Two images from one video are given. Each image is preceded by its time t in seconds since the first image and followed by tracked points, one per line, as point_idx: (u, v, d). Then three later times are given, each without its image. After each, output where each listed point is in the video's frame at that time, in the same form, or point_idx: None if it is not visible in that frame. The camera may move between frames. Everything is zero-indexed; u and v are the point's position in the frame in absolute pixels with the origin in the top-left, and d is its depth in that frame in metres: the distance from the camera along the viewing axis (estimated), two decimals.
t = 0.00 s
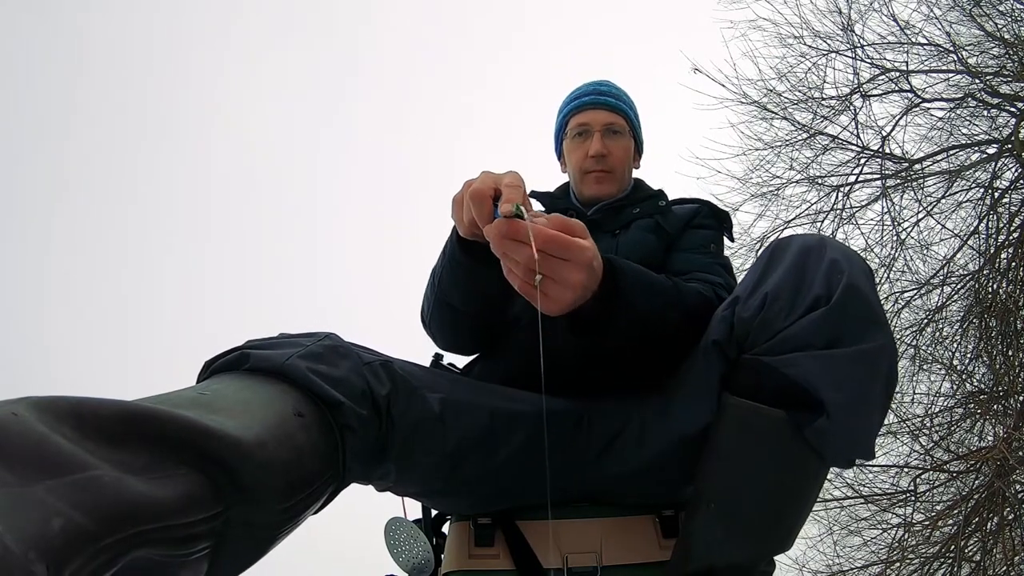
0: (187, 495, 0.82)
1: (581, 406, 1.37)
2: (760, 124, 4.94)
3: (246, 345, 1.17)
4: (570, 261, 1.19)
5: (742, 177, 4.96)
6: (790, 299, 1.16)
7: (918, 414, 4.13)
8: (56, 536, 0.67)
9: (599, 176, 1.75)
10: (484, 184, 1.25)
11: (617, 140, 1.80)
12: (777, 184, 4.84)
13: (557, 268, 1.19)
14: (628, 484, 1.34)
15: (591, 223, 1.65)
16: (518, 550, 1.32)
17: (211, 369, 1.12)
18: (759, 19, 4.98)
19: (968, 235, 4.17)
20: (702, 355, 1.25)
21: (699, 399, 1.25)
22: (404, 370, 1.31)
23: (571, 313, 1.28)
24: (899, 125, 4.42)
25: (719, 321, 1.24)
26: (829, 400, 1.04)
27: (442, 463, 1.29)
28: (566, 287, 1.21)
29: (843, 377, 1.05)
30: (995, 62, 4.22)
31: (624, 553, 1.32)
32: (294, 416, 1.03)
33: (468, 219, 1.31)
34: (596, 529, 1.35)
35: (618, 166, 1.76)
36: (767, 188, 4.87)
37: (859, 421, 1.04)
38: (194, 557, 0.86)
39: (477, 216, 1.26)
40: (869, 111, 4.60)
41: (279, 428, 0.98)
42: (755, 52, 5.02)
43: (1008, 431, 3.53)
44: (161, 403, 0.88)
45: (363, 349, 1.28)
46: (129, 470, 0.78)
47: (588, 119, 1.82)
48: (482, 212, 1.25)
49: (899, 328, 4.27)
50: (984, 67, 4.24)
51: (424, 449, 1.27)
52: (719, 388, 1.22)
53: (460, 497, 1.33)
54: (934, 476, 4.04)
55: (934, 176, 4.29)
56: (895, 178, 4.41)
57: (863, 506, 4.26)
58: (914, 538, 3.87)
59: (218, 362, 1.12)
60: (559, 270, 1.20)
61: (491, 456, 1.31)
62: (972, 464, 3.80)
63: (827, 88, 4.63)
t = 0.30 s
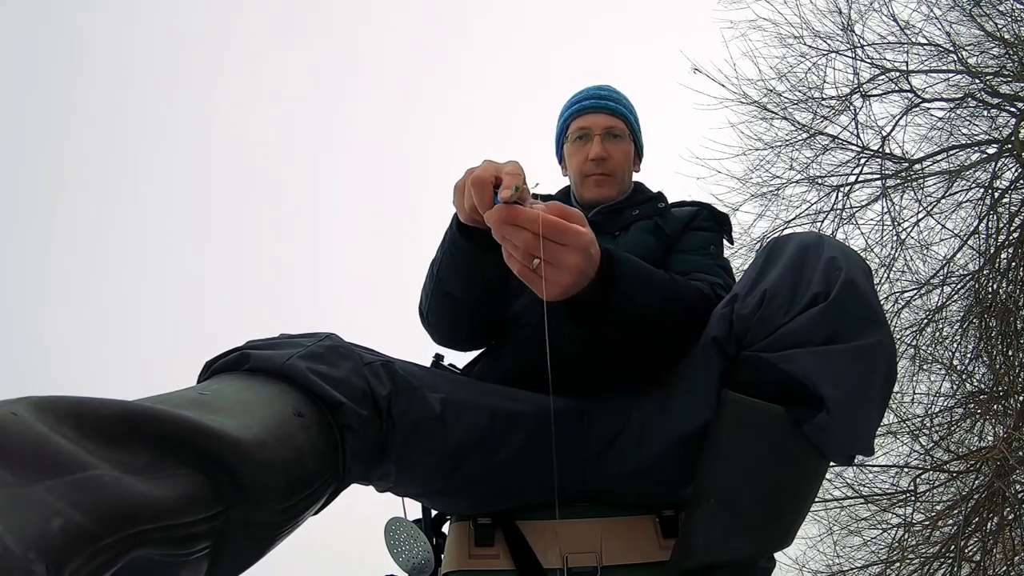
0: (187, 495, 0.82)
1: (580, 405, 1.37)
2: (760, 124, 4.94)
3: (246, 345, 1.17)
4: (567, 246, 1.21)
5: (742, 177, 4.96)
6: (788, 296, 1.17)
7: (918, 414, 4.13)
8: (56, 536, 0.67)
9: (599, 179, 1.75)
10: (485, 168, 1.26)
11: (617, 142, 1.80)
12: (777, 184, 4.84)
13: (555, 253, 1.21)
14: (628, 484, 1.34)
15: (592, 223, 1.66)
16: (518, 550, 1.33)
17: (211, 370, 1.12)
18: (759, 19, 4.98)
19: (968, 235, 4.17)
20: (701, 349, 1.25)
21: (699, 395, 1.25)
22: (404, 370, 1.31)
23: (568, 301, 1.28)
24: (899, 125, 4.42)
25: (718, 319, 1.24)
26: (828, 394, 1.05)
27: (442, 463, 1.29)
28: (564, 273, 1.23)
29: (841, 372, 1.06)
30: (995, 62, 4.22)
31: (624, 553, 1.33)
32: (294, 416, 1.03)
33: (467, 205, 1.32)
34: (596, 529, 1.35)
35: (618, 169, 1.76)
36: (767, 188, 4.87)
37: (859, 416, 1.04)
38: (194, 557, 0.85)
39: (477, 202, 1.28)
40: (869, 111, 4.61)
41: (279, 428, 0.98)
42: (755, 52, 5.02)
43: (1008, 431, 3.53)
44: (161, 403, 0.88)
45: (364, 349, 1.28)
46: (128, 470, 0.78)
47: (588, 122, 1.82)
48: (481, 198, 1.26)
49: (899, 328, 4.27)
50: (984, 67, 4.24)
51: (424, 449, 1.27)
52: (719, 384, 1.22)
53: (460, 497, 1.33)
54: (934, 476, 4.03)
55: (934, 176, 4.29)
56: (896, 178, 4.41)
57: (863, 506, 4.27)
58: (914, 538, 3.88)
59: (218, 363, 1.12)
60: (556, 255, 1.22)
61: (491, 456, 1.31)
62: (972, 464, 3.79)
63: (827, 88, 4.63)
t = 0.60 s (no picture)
0: (241, 492, 0.79)
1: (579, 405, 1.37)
2: (760, 124, 4.94)
3: (275, 313, 1.15)
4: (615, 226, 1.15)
5: (742, 177, 4.96)
6: (805, 308, 1.21)
7: (918, 414, 4.13)
8: (114, 553, 0.65)
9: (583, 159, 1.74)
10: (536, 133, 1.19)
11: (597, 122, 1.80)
12: (776, 184, 4.84)
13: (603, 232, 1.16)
14: (627, 485, 1.32)
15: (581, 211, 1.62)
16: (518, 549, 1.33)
17: (240, 334, 1.10)
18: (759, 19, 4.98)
19: (968, 235, 4.17)
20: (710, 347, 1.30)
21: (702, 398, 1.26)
22: (428, 352, 1.31)
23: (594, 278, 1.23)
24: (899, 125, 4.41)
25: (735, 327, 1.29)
26: (843, 399, 1.08)
27: (446, 455, 1.28)
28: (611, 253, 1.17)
29: (855, 378, 1.09)
30: (995, 62, 4.22)
31: (625, 553, 1.33)
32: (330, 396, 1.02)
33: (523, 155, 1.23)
34: (597, 529, 1.34)
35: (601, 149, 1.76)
36: (767, 188, 4.87)
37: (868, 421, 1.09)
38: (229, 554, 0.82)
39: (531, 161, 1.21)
40: (869, 111, 4.60)
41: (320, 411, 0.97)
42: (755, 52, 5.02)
43: (1007, 431, 3.53)
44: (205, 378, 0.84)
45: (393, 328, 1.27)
46: (181, 467, 0.73)
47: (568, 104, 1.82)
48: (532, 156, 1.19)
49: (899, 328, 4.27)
50: (984, 67, 4.24)
51: (436, 440, 1.26)
52: (728, 387, 1.27)
53: (462, 489, 1.33)
54: (934, 476, 4.03)
55: (934, 176, 4.29)
56: (896, 178, 4.40)
57: (863, 505, 4.27)
58: (914, 538, 3.87)
59: (249, 328, 1.11)
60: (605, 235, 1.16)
61: (491, 454, 1.30)
62: (972, 464, 3.79)
63: (827, 88, 4.63)
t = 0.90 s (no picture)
0: (186, 492, 0.82)
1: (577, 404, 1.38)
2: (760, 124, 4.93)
3: (246, 340, 1.16)
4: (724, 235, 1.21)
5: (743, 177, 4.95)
6: (795, 300, 1.17)
7: (918, 414, 4.13)
8: (54, 534, 0.68)
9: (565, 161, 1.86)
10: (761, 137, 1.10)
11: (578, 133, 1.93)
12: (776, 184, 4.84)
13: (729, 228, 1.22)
14: (626, 483, 1.33)
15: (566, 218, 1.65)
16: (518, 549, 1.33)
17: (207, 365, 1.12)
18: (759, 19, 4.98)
19: (968, 235, 4.17)
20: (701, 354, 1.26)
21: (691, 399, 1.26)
22: (402, 367, 1.31)
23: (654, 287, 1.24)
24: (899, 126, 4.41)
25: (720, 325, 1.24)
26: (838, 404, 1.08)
27: (439, 465, 1.28)
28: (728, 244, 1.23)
29: (850, 382, 1.09)
30: (995, 62, 4.23)
31: (625, 553, 1.32)
32: (294, 414, 1.02)
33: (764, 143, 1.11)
34: (597, 528, 1.35)
35: (581, 151, 1.87)
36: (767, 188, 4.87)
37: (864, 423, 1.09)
38: (188, 555, 0.85)
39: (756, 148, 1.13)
40: (869, 111, 4.60)
41: (280, 425, 0.98)
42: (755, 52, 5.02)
43: (1008, 430, 3.52)
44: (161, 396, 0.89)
45: (363, 346, 1.28)
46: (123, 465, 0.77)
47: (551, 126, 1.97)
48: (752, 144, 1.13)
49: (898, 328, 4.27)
50: (984, 68, 4.24)
51: (420, 457, 1.27)
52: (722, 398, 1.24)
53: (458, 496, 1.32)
54: (934, 476, 4.03)
55: (934, 176, 4.28)
56: (896, 178, 4.39)
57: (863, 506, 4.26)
58: (914, 538, 3.87)
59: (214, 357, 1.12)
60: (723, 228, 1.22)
61: (492, 458, 1.30)
62: (972, 464, 3.79)
63: (827, 88, 4.63)
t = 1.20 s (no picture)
0: (185, 492, 0.82)
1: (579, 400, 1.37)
2: (760, 124, 4.94)
3: (246, 342, 1.17)
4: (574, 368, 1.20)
5: (743, 177, 4.95)
6: (795, 305, 1.17)
7: (918, 414, 4.13)
8: (53, 532, 0.67)
9: (600, 165, 1.77)
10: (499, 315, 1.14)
11: (615, 128, 1.82)
12: (776, 184, 4.84)
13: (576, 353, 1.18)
14: (626, 484, 1.34)
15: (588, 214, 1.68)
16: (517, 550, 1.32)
17: (207, 367, 1.12)
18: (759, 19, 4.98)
19: (968, 235, 4.17)
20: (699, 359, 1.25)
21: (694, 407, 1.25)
22: (399, 365, 1.31)
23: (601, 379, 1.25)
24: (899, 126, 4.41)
25: (718, 326, 1.23)
26: (836, 407, 1.07)
27: (439, 466, 1.28)
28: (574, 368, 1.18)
29: (850, 386, 1.08)
30: (995, 62, 4.23)
31: (625, 553, 1.33)
32: (292, 414, 1.02)
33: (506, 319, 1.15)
34: (597, 529, 1.35)
35: (617, 154, 1.78)
36: (767, 188, 4.87)
37: (865, 427, 1.08)
38: (189, 555, 0.85)
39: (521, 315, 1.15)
40: (869, 111, 4.60)
41: (279, 425, 0.98)
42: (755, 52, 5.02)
43: (1008, 431, 3.52)
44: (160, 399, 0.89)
45: (359, 346, 1.28)
46: (122, 466, 0.78)
47: (588, 108, 1.84)
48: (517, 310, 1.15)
49: (899, 328, 4.28)
50: (984, 68, 4.25)
51: (421, 455, 1.27)
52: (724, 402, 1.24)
53: (457, 497, 1.32)
54: (935, 476, 4.03)
55: (934, 176, 4.29)
56: (896, 178, 4.40)
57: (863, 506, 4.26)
58: (914, 538, 3.87)
59: (214, 360, 1.12)
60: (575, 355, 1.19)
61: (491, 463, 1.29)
62: (972, 464, 3.79)
63: (827, 88, 4.63)
